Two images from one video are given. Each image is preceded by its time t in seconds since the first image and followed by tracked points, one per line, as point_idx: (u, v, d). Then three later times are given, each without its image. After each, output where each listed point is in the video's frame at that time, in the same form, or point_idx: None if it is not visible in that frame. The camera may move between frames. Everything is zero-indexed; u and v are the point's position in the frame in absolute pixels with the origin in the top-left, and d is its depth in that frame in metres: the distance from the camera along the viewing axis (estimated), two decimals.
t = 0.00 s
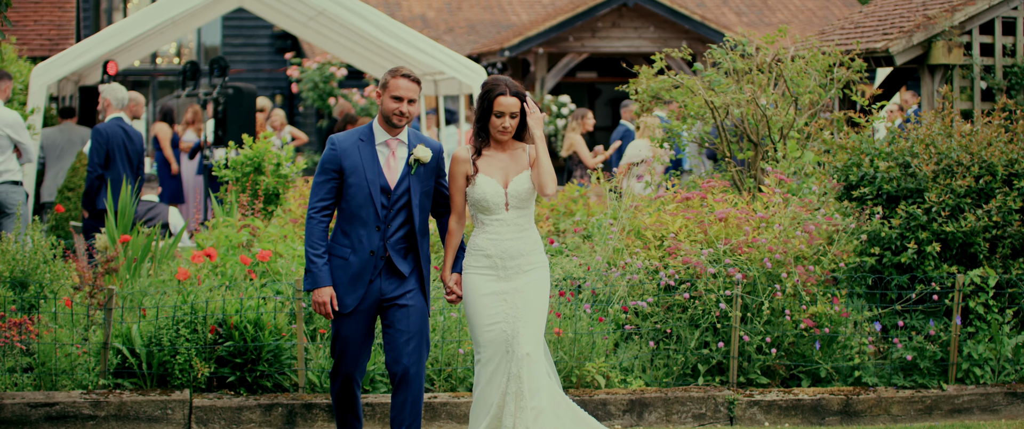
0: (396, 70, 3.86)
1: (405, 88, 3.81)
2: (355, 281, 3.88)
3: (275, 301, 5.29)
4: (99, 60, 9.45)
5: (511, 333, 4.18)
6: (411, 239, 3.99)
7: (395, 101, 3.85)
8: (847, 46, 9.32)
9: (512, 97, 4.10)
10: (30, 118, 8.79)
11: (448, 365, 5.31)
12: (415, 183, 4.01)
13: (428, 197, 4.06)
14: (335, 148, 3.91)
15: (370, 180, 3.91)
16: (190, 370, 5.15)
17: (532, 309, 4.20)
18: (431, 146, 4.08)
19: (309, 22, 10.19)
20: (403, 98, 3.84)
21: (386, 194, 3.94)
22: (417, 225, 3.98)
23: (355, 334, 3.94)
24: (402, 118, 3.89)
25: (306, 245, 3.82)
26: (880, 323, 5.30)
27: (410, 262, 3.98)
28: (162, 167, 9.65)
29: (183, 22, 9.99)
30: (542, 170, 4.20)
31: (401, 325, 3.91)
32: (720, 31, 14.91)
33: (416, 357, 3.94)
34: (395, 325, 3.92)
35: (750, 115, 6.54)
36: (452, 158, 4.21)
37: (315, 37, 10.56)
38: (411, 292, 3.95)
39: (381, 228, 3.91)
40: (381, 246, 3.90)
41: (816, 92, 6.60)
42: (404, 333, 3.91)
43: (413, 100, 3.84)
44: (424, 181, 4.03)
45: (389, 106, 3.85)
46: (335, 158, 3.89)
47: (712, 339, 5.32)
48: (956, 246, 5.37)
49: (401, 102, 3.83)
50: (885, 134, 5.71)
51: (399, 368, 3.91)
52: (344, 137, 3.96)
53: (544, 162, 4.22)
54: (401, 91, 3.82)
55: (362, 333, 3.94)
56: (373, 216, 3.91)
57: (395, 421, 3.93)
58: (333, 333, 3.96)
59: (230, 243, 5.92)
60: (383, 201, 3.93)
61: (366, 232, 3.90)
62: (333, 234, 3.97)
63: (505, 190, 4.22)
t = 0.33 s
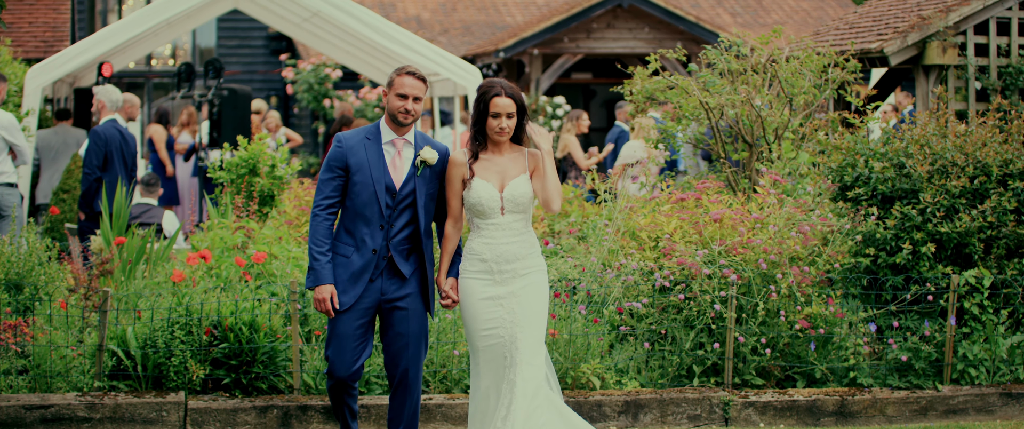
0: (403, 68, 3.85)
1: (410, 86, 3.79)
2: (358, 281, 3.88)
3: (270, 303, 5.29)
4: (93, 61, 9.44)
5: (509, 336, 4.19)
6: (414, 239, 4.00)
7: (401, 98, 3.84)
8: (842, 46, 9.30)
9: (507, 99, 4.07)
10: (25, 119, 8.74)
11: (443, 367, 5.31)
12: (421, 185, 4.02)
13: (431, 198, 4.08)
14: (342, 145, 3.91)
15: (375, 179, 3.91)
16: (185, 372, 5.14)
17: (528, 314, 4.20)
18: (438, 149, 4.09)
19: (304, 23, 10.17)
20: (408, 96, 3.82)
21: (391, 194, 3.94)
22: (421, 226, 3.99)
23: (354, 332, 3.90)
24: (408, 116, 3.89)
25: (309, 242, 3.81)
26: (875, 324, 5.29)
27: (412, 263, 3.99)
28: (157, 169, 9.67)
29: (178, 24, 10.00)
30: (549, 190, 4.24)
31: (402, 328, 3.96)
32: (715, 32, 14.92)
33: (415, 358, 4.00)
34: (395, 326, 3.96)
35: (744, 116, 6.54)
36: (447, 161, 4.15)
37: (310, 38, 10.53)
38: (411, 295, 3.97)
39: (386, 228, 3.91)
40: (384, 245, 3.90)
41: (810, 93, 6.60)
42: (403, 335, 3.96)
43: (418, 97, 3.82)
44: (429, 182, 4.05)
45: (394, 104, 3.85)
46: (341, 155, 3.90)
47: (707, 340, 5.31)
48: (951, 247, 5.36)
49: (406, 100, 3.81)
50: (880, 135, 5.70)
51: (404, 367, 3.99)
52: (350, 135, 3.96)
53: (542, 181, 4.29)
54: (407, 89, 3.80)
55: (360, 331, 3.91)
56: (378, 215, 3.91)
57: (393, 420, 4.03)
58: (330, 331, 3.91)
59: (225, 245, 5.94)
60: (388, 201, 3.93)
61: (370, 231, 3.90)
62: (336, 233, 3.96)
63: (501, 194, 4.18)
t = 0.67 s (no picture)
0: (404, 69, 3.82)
1: (411, 88, 3.75)
2: (355, 285, 3.85)
3: (264, 306, 5.34)
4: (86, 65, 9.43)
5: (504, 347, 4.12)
6: (412, 244, 3.99)
7: (401, 100, 3.78)
8: (834, 49, 9.30)
9: (504, 104, 4.11)
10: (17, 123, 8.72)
11: (436, 369, 5.31)
12: (419, 189, 4.02)
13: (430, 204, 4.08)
14: (341, 148, 3.91)
15: (376, 182, 3.91)
16: (178, 375, 5.13)
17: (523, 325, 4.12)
18: (437, 153, 4.11)
19: (298, 27, 10.15)
20: (408, 98, 3.77)
21: (390, 198, 3.94)
22: (420, 231, 3.98)
23: (352, 333, 3.81)
24: (408, 119, 3.83)
25: (307, 244, 3.79)
26: (868, 326, 5.30)
27: (410, 268, 3.98)
28: (149, 172, 10.02)
29: (171, 28, 10.00)
30: (552, 208, 4.21)
31: (399, 333, 3.96)
32: (708, 34, 14.93)
33: (411, 362, 4.00)
34: (391, 330, 3.95)
35: (738, 118, 6.52)
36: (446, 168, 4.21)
37: (302, 42, 10.50)
38: (409, 300, 3.97)
39: (385, 232, 3.91)
40: (383, 249, 3.90)
41: (803, 95, 6.60)
42: (400, 340, 3.95)
43: (418, 100, 3.77)
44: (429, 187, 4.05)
45: (394, 105, 3.80)
46: (341, 158, 3.89)
47: (701, 343, 5.32)
48: (944, 249, 5.37)
49: (406, 102, 3.76)
50: (873, 137, 5.70)
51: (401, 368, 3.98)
52: (350, 138, 3.96)
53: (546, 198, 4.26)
54: (407, 90, 3.76)
55: (358, 332, 3.82)
56: (377, 219, 3.90)
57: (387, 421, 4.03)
58: (326, 331, 3.81)
59: (218, 249, 5.95)
60: (388, 204, 3.93)
61: (369, 234, 3.89)
62: (335, 236, 3.94)
63: (498, 203, 4.21)
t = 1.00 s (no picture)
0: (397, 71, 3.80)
1: (402, 88, 3.73)
2: (350, 288, 3.82)
3: (253, 308, 5.33)
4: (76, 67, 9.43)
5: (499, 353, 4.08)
6: (405, 248, 3.96)
7: (393, 101, 3.77)
8: (824, 49, 9.30)
9: (503, 105, 4.11)
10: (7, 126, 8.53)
11: (427, 371, 5.32)
12: (412, 191, 3.97)
13: (424, 206, 4.04)
14: (333, 151, 3.87)
15: (368, 185, 3.88)
16: (168, 377, 5.13)
17: (518, 330, 4.06)
18: (431, 155, 4.04)
19: (287, 29, 10.19)
20: (401, 98, 3.75)
21: (383, 201, 3.91)
22: (412, 234, 3.94)
23: (350, 331, 3.78)
24: (400, 119, 3.81)
25: (299, 247, 3.76)
26: (858, 326, 5.30)
27: (402, 271, 3.96)
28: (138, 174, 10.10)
29: (160, 31, 10.05)
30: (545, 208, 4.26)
31: (395, 336, 3.96)
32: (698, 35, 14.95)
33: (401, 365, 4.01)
34: (386, 333, 3.95)
35: (727, 119, 6.53)
36: (447, 170, 4.24)
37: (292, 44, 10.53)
38: (402, 303, 3.95)
39: (378, 235, 3.88)
40: (376, 252, 3.87)
41: (793, 95, 6.61)
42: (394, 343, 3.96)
43: (411, 99, 3.75)
44: (422, 189, 4.01)
45: (386, 105, 3.78)
46: (332, 161, 3.87)
47: (691, 343, 5.32)
48: (934, 248, 5.37)
49: (399, 101, 3.74)
50: (863, 137, 5.71)
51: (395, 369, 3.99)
52: (342, 140, 3.93)
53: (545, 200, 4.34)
54: (399, 91, 3.74)
55: (355, 330, 3.79)
56: (370, 222, 3.87)
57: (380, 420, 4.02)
58: (324, 330, 3.78)
59: (208, 251, 5.96)
60: (380, 208, 3.90)
61: (362, 237, 3.86)
62: (328, 239, 3.91)
63: (496, 207, 4.19)
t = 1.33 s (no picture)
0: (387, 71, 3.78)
1: (393, 88, 3.71)
2: (349, 293, 3.74)
3: (247, 308, 5.32)
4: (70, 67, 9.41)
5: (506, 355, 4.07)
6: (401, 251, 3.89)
7: (383, 101, 3.74)
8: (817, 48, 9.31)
9: (506, 103, 4.05)
10: None
11: (421, 370, 5.34)
12: (406, 193, 3.90)
13: (420, 207, 3.96)
14: (325, 155, 3.79)
15: (361, 188, 3.80)
16: (162, 377, 5.13)
17: (526, 335, 4.08)
18: (424, 155, 3.97)
19: (280, 28, 10.21)
20: (392, 99, 3.73)
21: (377, 203, 3.83)
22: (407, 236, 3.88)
23: (352, 334, 3.71)
24: (392, 119, 3.79)
25: (295, 254, 3.66)
26: (852, 325, 5.29)
27: (399, 275, 3.88)
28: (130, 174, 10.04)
29: (154, 29, 10.05)
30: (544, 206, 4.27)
31: (393, 339, 3.91)
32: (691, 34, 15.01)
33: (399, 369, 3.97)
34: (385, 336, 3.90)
35: (721, 118, 6.53)
36: (449, 169, 4.17)
37: (285, 43, 10.56)
38: (400, 307, 3.89)
39: (374, 239, 3.80)
40: (373, 256, 3.80)
41: (786, 94, 6.68)
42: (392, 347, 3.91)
43: (402, 100, 3.73)
44: (416, 190, 3.93)
45: (377, 106, 3.75)
46: (325, 165, 3.78)
47: (685, 343, 5.32)
48: (928, 248, 5.36)
49: (390, 102, 3.72)
50: (857, 136, 5.71)
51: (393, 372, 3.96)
52: (334, 144, 3.84)
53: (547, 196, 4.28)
54: (390, 91, 3.72)
55: (358, 333, 3.72)
56: (365, 226, 3.79)
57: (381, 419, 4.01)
58: (327, 335, 3.70)
59: (201, 250, 5.98)
60: (374, 211, 3.82)
61: (358, 241, 3.78)
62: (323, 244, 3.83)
63: (499, 205, 4.13)
